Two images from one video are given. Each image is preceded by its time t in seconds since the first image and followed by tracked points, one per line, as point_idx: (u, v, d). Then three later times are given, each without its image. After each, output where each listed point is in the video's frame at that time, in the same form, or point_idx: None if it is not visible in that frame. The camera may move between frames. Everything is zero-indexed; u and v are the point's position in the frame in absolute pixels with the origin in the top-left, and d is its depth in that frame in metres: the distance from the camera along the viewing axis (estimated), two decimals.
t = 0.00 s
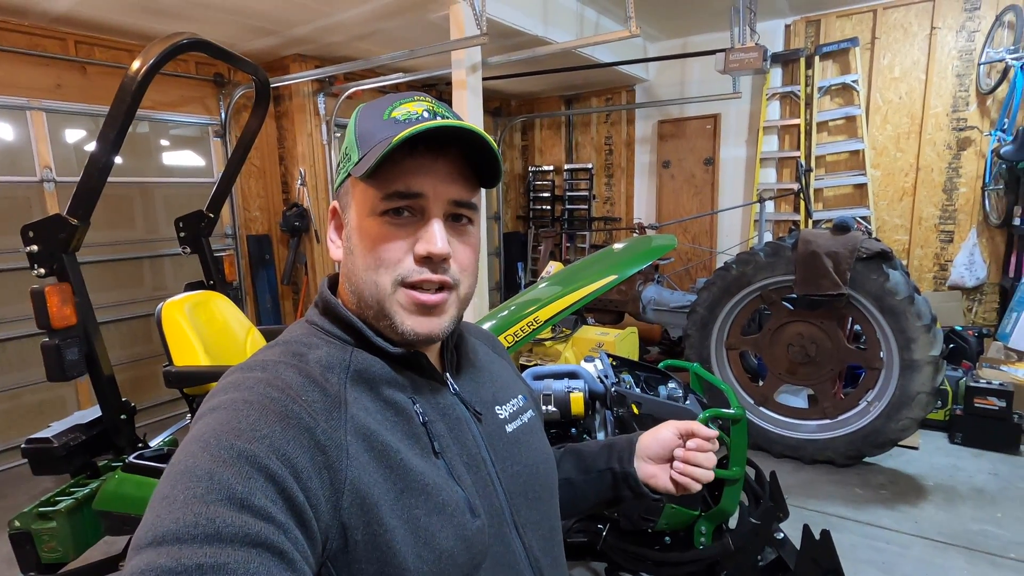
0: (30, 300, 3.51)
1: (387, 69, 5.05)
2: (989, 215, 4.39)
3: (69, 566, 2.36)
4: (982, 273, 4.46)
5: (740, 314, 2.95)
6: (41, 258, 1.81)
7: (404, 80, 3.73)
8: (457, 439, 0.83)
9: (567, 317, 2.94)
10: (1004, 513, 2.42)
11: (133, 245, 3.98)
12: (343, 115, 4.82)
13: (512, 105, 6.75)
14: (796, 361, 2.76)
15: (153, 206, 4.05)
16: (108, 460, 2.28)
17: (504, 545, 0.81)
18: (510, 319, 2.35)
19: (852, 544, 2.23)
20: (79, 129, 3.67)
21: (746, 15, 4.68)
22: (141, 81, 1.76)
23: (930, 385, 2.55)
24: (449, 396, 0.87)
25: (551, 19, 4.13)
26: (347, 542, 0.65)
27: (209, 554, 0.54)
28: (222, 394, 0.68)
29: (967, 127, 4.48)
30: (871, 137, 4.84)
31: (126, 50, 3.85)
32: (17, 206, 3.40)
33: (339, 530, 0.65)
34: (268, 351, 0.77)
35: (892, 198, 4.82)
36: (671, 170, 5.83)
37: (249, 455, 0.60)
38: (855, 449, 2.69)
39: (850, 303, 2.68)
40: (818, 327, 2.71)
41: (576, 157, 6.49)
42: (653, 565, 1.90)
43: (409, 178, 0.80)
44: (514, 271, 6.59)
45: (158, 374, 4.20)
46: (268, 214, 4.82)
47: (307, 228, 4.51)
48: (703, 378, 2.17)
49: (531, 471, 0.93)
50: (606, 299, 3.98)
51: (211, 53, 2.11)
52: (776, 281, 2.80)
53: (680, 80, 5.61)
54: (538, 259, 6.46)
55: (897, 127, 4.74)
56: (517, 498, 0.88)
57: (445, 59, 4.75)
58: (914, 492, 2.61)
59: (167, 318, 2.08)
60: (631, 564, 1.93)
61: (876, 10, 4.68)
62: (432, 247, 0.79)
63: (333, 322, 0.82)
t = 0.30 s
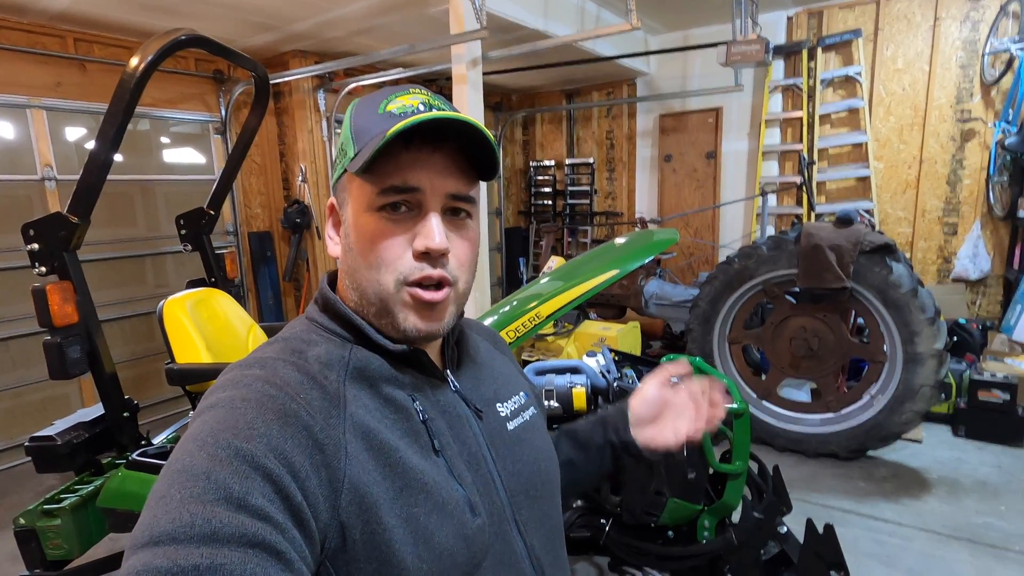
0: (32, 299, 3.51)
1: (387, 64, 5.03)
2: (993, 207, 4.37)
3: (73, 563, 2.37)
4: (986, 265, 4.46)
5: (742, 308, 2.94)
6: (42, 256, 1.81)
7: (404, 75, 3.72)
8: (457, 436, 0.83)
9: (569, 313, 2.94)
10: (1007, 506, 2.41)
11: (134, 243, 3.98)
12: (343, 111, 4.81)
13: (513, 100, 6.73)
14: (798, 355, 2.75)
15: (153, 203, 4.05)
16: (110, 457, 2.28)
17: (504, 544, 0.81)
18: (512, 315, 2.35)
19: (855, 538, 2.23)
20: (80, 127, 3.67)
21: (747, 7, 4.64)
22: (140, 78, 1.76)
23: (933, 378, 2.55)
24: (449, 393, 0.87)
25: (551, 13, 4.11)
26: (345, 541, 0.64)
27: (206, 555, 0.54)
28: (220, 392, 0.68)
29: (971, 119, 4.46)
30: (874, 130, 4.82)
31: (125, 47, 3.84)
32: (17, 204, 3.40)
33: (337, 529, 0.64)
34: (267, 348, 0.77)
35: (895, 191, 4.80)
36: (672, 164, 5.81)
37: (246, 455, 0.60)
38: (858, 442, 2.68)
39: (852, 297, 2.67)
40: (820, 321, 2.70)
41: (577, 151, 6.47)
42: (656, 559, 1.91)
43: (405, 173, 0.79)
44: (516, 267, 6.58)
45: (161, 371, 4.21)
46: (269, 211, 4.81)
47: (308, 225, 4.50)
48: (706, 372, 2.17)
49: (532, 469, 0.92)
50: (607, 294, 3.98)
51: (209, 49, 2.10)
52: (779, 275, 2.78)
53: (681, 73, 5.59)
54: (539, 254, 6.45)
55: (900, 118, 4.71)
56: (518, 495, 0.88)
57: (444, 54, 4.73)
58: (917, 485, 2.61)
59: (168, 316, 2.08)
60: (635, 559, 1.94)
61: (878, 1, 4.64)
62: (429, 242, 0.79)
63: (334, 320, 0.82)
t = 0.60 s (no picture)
0: (31, 303, 3.51)
1: (386, 68, 5.04)
2: (991, 208, 4.38)
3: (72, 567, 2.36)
4: (983, 267, 4.45)
5: (742, 311, 2.95)
6: (42, 260, 1.81)
7: (404, 79, 3.73)
8: (459, 439, 0.83)
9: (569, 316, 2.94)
10: (1007, 508, 2.41)
11: (133, 247, 3.98)
12: (342, 115, 4.81)
13: (512, 103, 6.75)
14: (798, 358, 2.75)
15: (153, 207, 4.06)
16: (110, 461, 2.28)
17: (506, 547, 0.81)
18: (511, 317, 2.35)
19: (856, 540, 2.23)
20: (79, 131, 3.67)
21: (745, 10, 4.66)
22: (139, 82, 1.76)
23: (933, 380, 2.54)
24: (451, 396, 0.87)
25: (550, 17, 4.12)
26: (347, 544, 0.64)
27: (208, 557, 0.54)
28: (222, 394, 0.68)
29: (968, 121, 4.47)
30: (871, 132, 4.83)
31: (124, 52, 3.84)
32: (16, 209, 3.40)
33: (339, 531, 0.64)
34: (270, 350, 0.77)
35: (893, 193, 4.81)
36: (671, 167, 5.82)
37: (249, 457, 0.60)
38: (858, 444, 2.68)
39: (851, 299, 2.67)
40: (820, 323, 2.70)
41: (576, 154, 6.48)
42: (656, 563, 1.89)
43: (405, 177, 0.79)
44: (515, 270, 6.58)
45: (160, 375, 4.21)
46: (268, 215, 4.81)
47: (308, 228, 4.50)
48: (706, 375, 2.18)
49: (534, 471, 0.92)
50: (607, 297, 3.98)
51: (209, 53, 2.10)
52: (778, 277, 2.78)
53: (679, 76, 5.60)
54: (538, 257, 6.45)
55: (898, 121, 4.72)
56: (520, 499, 0.88)
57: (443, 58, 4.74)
58: (918, 487, 2.61)
59: (167, 319, 2.08)
60: (634, 562, 1.92)
61: (875, 5, 4.66)
62: (429, 247, 0.78)
63: (335, 322, 0.82)
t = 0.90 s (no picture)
0: (27, 311, 3.50)
1: (382, 74, 5.05)
2: (986, 209, 4.41)
3: None
4: (980, 267, 4.47)
5: (739, 312, 2.95)
6: (37, 267, 1.80)
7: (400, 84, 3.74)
8: (460, 440, 0.83)
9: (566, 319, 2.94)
10: (1007, 507, 2.41)
11: (130, 254, 3.97)
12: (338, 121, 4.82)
13: (508, 108, 6.77)
14: (796, 358, 2.75)
15: (149, 214, 4.05)
16: (106, 469, 2.27)
17: (506, 548, 0.80)
18: (509, 320, 2.35)
19: (856, 541, 2.22)
20: (74, 139, 3.67)
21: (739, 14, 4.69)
22: (134, 88, 1.76)
23: (930, 379, 2.55)
24: (452, 397, 0.87)
25: (545, 22, 4.14)
26: (347, 544, 0.64)
27: (207, 556, 0.53)
28: (222, 393, 0.68)
29: (962, 122, 4.50)
30: (866, 134, 4.85)
31: (120, 59, 3.85)
32: (12, 217, 3.39)
33: (339, 531, 0.64)
34: (271, 349, 0.77)
35: (888, 194, 4.83)
36: (667, 170, 5.84)
37: (248, 456, 0.60)
38: (857, 444, 2.68)
39: (849, 299, 2.68)
40: (817, 323, 2.71)
41: (573, 159, 6.50)
42: (657, 565, 1.88)
43: (401, 177, 0.80)
44: (513, 274, 6.59)
45: (158, 383, 4.19)
46: (265, 221, 4.81)
47: (305, 234, 4.50)
48: (704, 376, 2.18)
49: (535, 472, 0.92)
50: (605, 300, 3.98)
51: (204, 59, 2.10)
52: (775, 278, 2.79)
53: (675, 80, 5.63)
54: (536, 261, 6.46)
55: (892, 122, 4.74)
56: (522, 499, 0.87)
57: (439, 63, 4.76)
58: (917, 487, 2.60)
59: (164, 325, 2.07)
60: (634, 565, 1.91)
61: (868, 7, 4.69)
62: (427, 247, 0.79)
63: (335, 322, 0.82)
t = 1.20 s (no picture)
0: (23, 307, 3.48)
1: (381, 71, 5.04)
2: (982, 210, 4.42)
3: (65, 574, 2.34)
4: (976, 268, 4.49)
5: (737, 312, 2.95)
6: (35, 264, 1.79)
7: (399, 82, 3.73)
8: (462, 441, 0.82)
9: (565, 318, 2.95)
10: (1002, 508, 2.42)
11: (127, 251, 3.96)
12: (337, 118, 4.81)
13: (507, 106, 6.76)
14: (793, 359, 2.76)
15: (146, 211, 4.04)
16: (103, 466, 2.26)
17: (508, 549, 0.80)
18: (508, 319, 2.36)
19: (852, 541, 2.23)
20: (72, 134, 3.65)
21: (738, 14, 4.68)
22: (133, 85, 1.75)
23: (927, 381, 2.56)
24: (453, 397, 0.86)
25: (545, 20, 4.13)
26: (350, 544, 0.64)
27: (210, 559, 0.53)
28: (224, 395, 0.68)
29: (960, 124, 4.51)
30: (864, 134, 4.86)
31: (118, 55, 3.83)
32: (9, 212, 3.38)
33: (342, 532, 0.64)
34: (272, 351, 0.77)
35: (886, 195, 4.84)
36: (666, 169, 5.84)
37: (251, 458, 0.60)
38: (854, 445, 2.69)
39: (847, 300, 2.69)
40: (815, 324, 2.71)
41: (572, 157, 6.50)
42: (653, 565, 1.90)
43: (404, 173, 0.80)
44: (511, 273, 6.59)
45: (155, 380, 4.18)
46: (263, 218, 4.80)
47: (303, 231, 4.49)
48: (702, 376, 2.18)
49: (537, 473, 0.92)
50: (603, 300, 3.99)
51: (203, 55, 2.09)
52: (773, 278, 2.80)
53: (674, 79, 5.62)
54: (534, 260, 6.47)
55: (891, 124, 4.75)
56: (524, 500, 0.87)
57: (439, 60, 4.74)
58: (913, 487, 2.62)
59: (162, 323, 2.06)
60: (631, 565, 1.92)
61: (868, 8, 4.70)
62: (431, 240, 0.79)
63: (338, 322, 0.81)
